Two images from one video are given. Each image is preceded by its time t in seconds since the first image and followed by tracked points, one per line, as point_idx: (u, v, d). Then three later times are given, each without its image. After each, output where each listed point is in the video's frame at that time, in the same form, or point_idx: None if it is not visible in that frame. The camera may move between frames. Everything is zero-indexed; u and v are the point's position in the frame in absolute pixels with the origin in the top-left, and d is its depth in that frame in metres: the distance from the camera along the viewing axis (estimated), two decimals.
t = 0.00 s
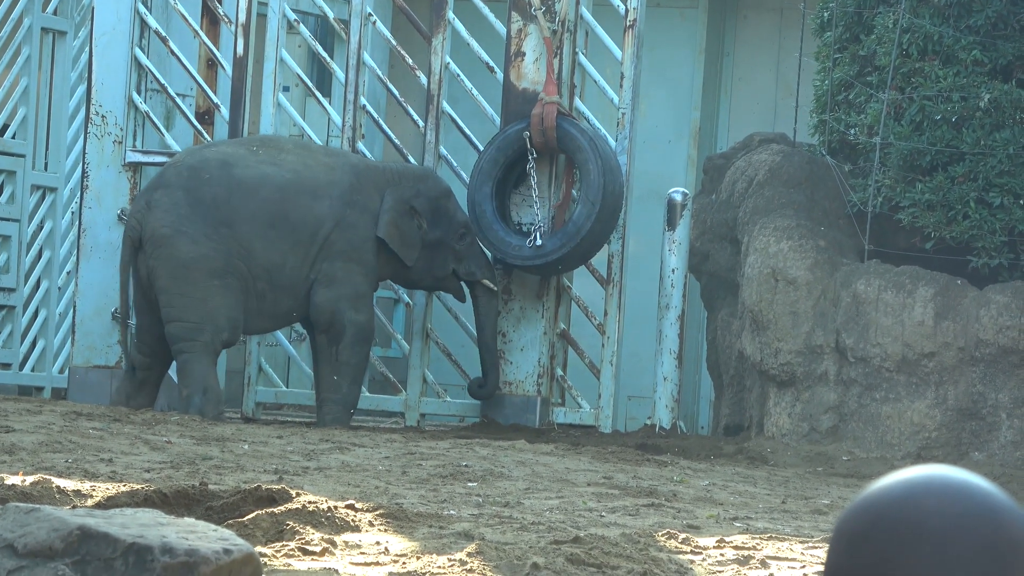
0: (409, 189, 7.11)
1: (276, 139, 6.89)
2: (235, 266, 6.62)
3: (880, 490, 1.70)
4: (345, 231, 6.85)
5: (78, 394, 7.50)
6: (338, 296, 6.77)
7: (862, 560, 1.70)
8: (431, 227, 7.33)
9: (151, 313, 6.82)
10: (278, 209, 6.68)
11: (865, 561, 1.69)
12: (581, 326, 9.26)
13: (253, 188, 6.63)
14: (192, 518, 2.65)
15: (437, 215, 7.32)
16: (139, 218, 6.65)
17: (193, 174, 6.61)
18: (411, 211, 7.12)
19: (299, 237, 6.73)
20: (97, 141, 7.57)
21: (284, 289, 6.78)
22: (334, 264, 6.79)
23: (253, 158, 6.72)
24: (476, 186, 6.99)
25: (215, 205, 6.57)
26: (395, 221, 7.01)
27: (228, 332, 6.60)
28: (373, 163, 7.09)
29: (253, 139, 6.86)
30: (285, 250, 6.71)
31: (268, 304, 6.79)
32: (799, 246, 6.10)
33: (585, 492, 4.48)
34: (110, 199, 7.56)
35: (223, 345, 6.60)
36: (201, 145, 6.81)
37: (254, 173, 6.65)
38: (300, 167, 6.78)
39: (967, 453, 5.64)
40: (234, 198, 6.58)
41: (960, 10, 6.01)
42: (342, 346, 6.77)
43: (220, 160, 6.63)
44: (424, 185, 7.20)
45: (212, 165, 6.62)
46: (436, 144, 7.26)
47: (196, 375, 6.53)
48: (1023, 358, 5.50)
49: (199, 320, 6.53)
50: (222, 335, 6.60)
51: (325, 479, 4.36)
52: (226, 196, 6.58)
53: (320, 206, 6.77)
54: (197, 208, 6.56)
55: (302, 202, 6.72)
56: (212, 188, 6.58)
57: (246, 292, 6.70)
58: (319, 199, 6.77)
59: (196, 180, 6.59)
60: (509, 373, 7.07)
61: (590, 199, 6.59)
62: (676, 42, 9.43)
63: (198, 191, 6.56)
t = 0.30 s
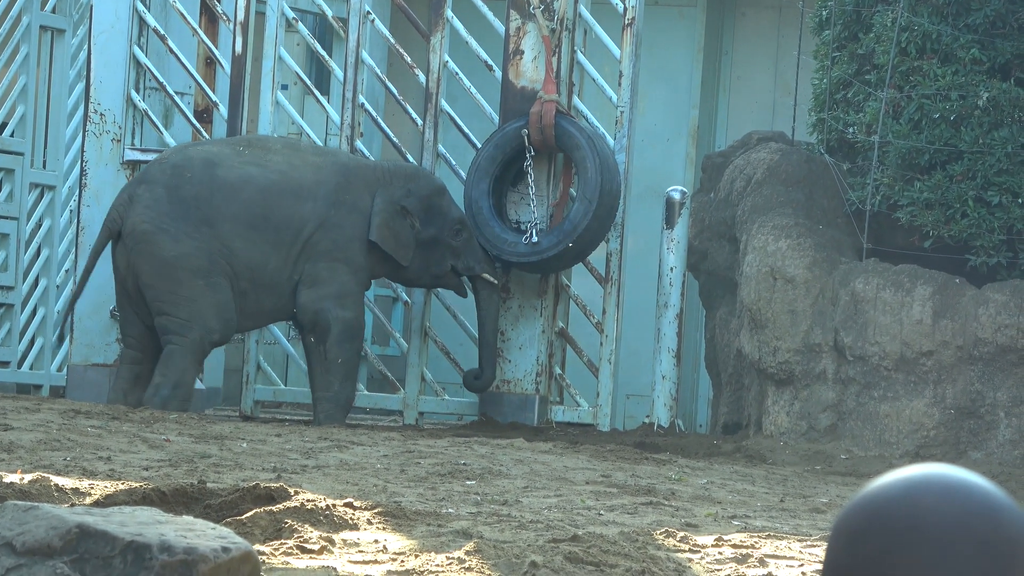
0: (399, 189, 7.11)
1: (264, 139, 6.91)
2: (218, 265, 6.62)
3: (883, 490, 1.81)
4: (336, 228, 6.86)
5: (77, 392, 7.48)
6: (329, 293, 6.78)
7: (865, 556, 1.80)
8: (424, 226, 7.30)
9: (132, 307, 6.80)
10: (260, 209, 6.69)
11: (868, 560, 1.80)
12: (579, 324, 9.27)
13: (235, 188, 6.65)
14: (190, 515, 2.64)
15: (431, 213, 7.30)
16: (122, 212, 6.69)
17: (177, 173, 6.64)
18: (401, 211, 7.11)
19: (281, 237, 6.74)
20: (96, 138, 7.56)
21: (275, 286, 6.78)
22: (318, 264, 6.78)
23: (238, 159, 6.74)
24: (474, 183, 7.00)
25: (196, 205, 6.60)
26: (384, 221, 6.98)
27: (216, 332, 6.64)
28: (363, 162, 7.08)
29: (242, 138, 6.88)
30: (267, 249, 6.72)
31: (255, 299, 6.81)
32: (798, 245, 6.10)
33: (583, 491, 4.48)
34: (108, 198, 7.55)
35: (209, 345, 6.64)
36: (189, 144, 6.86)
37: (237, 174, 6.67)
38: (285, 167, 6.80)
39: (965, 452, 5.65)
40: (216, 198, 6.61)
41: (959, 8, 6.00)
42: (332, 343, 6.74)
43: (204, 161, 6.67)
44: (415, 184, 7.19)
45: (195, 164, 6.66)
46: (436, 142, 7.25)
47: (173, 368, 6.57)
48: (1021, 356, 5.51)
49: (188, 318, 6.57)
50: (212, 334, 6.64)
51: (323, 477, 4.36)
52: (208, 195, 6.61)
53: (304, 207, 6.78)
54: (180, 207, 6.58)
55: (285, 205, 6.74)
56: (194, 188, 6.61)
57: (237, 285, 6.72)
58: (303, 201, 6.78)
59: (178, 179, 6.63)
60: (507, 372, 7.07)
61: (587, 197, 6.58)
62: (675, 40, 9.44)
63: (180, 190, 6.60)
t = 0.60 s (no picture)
0: (395, 186, 7.08)
1: (261, 136, 6.92)
2: (199, 263, 6.70)
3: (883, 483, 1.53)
4: (333, 224, 6.87)
5: (79, 388, 7.49)
6: (325, 288, 6.76)
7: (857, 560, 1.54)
8: (419, 222, 7.26)
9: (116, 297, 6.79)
10: (251, 204, 6.69)
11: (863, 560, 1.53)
12: (581, 322, 9.28)
13: (227, 181, 6.66)
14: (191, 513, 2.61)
15: (426, 211, 7.26)
16: (113, 202, 6.73)
17: (169, 164, 6.67)
18: (397, 207, 7.06)
19: (272, 232, 6.75)
20: (97, 135, 7.56)
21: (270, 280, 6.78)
22: (313, 261, 6.78)
23: (232, 153, 6.75)
24: (475, 182, 6.98)
25: (186, 196, 6.62)
26: (378, 217, 6.95)
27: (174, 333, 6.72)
28: (358, 160, 7.07)
29: (237, 134, 6.89)
30: (254, 245, 6.74)
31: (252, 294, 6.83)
32: (800, 244, 6.10)
33: (584, 489, 4.48)
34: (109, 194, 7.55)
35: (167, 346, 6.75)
36: (186, 138, 6.88)
37: (229, 168, 6.68)
38: (279, 163, 6.79)
39: (967, 451, 5.64)
40: (206, 189, 6.63)
41: (961, 7, 6.01)
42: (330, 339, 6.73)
43: (197, 153, 6.69)
44: (411, 181, 7.15)
45: (188, 156, 6.68)
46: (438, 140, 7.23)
47: (126, 367, 6.69)
48: None
49: (150, 317, 6.65)
50: (169, 335, 6.73)
51: (324, 474, 4.37)
52: (198, 186, 6.63)
53: (297, 203, 6.77)
54: (168, 198, 6.61)
55: (278, 201, 6.73)
56: (186, 179, 6.63)
57: (222, 281, 6.77)
58: (296, 196, 6.77)
59: (170, 170, 6.65)
60: (509, 369, 7.07)
61: (590, 195, 6.57)
62: (677, 38, 9.43)
63: (171, 180, 6.62)
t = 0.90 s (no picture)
0: (397, 185, 7.10)
1: (258, 128, 6.93)
2: (194, 251, 6.68)
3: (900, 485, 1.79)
4: (334, 219, 6.87)
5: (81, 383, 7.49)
6: (321, 284, 6.73)
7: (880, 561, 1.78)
8: (419, 224, 7.27)
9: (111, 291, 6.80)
10: (247, 192, 6.70)
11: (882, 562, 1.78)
12: (586, 320, 9.26)
13: (223, 170, 6.68)
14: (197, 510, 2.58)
15: (427, 212, 7.28)
16: (110, 196, 6.75)
17: (165, 154, 6.68)
18: (400, 206, 7.08)
19: (270, 224, 6.74)
20: (102, 132, 7.55)
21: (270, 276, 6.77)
22: (308, 257, 6.76)
23: (228, 143, 6.76)
24: (478, 178, 6.97)
25: (179, 184, 6.63)
26: (383, 216, 6.96)
27: (170, 322, 6.69)
28: (356, 157, 7.06)
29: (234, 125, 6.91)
30: (251, 236, 6.73)
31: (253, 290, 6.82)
32: (805, 241, 6.11)
33: (589, 487, 4.47)
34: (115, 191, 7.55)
35: (163, 336, 6.72)
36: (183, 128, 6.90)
37: (224, 157, 6.70)
38: (276, 154, 6.80)
39: (971, 450, 5.63)
40: (200, 177, 6.64)
41: (967, 6, 5.99)
42: (331, 336, 6.71)
43: (192, 142, 6.71)
44: (414, 181, 7.18)
45: (182, 145, 6.70)
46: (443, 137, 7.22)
47: (128, 364, 6.68)
48: None
49: (145, 307, 6.62)
50: (164, 326, 6.72)
51: (329, 471, 4.37)
52: (193, 176, 6.64)
53: (293, 194, 6.76)
54: (163, 187, 6.61)
55: (274, 191, 6.74)
56: (180, 168, 6.64)
57: (219, 278, 6.78)
58: (292, 187, 6.76)
59: (164, 159, 6.66)
60: (513, 367, 7.05)
61: (590, 193, 6.56)
62: (682, 36, 9.42)
63: (165, 170, 6.64)
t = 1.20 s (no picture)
0: (401, 186, 7.13)
1: (260, 123, 6.92)
2: (196, 246, 6.68)
3: (912, 480, 1.75)
4: (335, 212, 6.83)
5: (87, 379, 7.51)
6: (313, 281, 6.71)
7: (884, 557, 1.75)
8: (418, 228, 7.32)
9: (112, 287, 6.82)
10: (248, 187, 6.70)
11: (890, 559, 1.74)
12: (590, 316, 9.27)
13: (224, 166, 6.69)
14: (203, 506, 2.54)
15: (426, 216, 7.33)
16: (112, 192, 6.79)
17: (167, 150, 6.72)
18: (402, 207, 7.10)
19: (270, 218, 6.73)
20: (107, 128, 7.54)
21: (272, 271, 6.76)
22: (303, 249, 6.72)
23: (229, 138, 6.76)
24: (481, 174, 6.97)
25: (180, 180, 6.65)
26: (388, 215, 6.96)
27: (170, 317, 6.71)
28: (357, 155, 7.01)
29: (236, 120, 6.91)
30: (252, 227, 6.72)
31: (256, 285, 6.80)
32: (809, 238, 6.10)
33: (594, 482, 4.48)
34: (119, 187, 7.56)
35: (163, 329, 6.75)
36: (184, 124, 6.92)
37: (225, 152, 6.70)
38: (278, 150, 6.79)
39: (976, 446, 5.62)
40: (201, 173, 6.65)
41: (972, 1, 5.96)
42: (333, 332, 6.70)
43: (194, 138, 6.73)
44: (414, 184, 7.24)
45: (184, 142, 6.72)
46: (447, 133, 7.20)
47: (131, 361, 6.69)
48: None
49: (146, 302, 6.65)
50: (163, 320, 6.73)
51: (334, 467, 4.37)
52: (194, 171, 6.67)
53: (294, 189, 6.74)
54: (165, 183, 6.64)
55: (275, 186, 6.73)
56: (182, 164, 6.67)
57: (222, 273, 6.78)
58: (293, 183, 6.75)
59: (166, 156, 6.69)
60: (518, 363, 7.05)
61: (592, 189, 6.56)
62: (687, 32, 9.42)
63: (168, 165, 6.67)
